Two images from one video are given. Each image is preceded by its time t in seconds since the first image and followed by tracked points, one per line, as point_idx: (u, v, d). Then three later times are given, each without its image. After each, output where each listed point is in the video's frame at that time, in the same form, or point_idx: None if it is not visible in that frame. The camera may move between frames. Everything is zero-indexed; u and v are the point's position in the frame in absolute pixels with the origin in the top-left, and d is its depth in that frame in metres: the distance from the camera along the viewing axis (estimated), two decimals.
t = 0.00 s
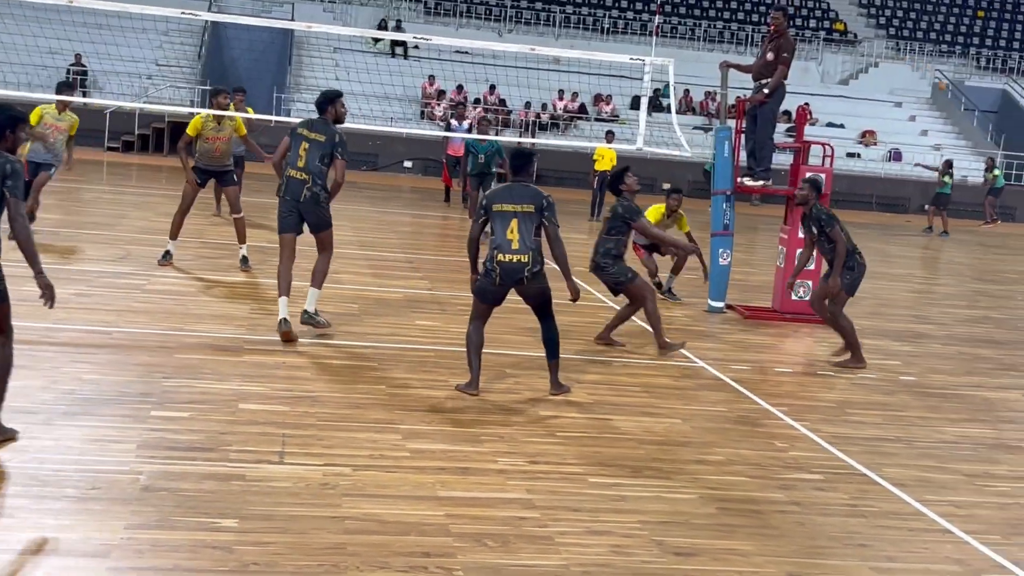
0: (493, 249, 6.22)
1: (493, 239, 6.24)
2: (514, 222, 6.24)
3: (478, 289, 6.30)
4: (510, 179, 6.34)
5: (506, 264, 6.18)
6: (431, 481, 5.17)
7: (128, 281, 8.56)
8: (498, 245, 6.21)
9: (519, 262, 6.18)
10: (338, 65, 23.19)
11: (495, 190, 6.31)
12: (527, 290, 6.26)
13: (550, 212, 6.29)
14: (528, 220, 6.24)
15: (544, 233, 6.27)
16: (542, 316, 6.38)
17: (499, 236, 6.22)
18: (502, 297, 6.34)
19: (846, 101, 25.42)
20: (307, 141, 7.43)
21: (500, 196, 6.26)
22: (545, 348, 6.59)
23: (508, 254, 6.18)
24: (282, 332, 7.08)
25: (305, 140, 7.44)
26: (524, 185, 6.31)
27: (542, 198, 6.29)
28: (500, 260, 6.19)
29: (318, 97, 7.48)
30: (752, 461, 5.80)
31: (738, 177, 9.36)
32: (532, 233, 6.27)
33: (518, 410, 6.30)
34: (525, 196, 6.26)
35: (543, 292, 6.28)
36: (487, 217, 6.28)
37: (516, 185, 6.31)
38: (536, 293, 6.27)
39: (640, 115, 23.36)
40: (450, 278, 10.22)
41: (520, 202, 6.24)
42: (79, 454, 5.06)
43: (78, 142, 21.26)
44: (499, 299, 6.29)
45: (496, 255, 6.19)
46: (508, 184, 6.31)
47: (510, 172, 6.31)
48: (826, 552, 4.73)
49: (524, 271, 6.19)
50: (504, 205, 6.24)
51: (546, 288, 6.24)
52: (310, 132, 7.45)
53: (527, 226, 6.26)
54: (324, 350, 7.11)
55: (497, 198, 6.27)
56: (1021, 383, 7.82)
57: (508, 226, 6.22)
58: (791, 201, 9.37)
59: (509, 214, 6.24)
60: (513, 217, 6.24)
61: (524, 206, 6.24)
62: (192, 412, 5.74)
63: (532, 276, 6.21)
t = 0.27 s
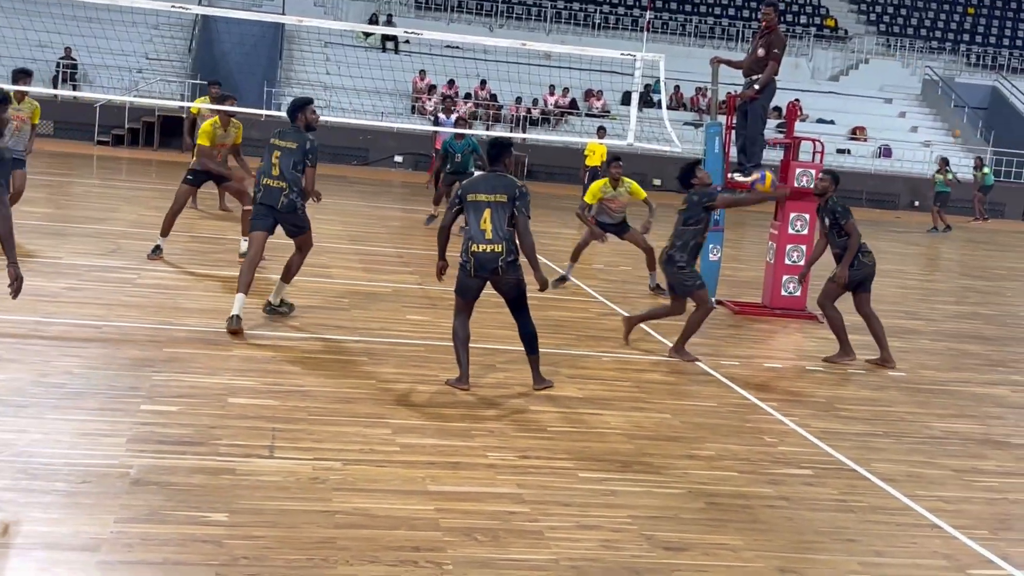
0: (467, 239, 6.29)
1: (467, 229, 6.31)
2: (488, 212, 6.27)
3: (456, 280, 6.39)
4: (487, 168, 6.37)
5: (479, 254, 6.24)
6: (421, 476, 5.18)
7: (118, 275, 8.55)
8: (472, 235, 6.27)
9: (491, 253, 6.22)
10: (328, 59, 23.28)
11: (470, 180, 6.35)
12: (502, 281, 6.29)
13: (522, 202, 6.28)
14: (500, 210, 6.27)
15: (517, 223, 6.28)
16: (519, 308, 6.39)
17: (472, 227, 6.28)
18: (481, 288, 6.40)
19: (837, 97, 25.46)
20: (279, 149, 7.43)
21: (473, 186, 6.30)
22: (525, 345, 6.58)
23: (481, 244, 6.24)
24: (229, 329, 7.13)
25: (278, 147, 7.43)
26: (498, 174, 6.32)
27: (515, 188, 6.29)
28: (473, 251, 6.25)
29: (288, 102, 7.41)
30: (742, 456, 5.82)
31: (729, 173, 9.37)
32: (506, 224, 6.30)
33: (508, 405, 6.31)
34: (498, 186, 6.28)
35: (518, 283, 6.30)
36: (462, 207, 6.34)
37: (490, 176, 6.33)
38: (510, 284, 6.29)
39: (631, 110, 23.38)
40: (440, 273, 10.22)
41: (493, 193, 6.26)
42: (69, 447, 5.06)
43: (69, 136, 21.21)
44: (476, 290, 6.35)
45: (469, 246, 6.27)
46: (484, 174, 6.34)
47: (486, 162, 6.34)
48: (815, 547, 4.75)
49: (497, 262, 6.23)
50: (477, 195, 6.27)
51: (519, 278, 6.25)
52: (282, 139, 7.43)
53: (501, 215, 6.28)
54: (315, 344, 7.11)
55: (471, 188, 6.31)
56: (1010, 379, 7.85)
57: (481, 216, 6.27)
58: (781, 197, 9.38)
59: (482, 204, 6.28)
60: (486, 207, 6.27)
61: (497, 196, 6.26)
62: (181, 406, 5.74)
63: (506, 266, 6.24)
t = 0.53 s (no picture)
0: (467, 232, 6.28)
1: (467, 223, 6.30)
2: (487, 205, 6.28)
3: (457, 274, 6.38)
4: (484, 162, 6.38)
5: (480, 247, 6.23)
6: (419, 471, 5.18)
7: (115, 270, 8.54)
8: (472, 228, 6.27)
9: (492, 245, 6.22)
10: (326, 54, 23.26)
11: (468, 173, 6.36)
12: (503, 273, 6.28)
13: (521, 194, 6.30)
14: (499, 203, 6.28)
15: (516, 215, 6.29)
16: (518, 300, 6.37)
17: (472, 220, 6.27)
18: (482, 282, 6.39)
19: (834, 93, 25.47)
20: (290, 133, 7.79)
21: (471, 179, 6.31)
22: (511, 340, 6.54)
23: (481, 237, 6.23)
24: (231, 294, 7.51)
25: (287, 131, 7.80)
26: (496, 167, 6.34)
27: (513, 180, 6.32)
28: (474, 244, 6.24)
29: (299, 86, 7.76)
30: (739, 452, 5.82)
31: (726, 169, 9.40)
32: (505, 216, 6.30)
33: (505, 401, 6.31)
34: (496, 179, 6.30)
35: (518, 275, 6.29)
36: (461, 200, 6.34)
37: (488, 168, 6.35)
38: (511, 277, 6.26)
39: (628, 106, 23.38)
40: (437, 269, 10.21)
41: (492, 185, 6.28)
42: (65, 443, 5.05)
43: (65, 131, 21.19)
44: (477, 283, 6.33)
45: (470, 239, 6.25)
46: (482, 167, 6.35)
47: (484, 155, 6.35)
48: (812, 543, 4.75)
49: (498, 254, 6.23)
50: (476, 188, 6.28)
51: (519, 269, 6.25)
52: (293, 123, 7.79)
53: (500, 208, 6.29)
54: (312, 340, 7.11)
55: (469, 181, 6.32)
56: (1007, 375, 7.86)
57: (481, 209, 6.27)
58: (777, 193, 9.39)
59: (481, 197, 6.29)
60: (485, 199, 6.28)
61: (495, 189, 6.28)
62: (178, 401, 5.73)
63: (507, 258, 6.23)
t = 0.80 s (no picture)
0: (472, 232, 6.27)
1: (472, 223, 6.29)
2: (494, 206, 6.27)
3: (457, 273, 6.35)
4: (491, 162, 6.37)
5: (484, 247, 6.22)
6: (420, 469, 5.18)
7: (116, 268, 8.55)
8: (477, 228, 6.25)
9: (496, 246, 6.21)
10: (325, 52, 23.24)
11: (474, 172, 6.33)
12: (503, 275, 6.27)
13: (529, 198, 6.33)
14: (506, 205, 6.28)
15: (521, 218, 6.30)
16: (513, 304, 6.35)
17: (478, 220, 6.26)
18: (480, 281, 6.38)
19: (834, 90, 25.46)
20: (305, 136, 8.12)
21: (480, 179, 6.30)
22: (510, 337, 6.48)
23: (487, 238, 6.22)
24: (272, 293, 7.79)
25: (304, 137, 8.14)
26: (503, 169, 6.35)
27: (521, 184, 6.33)
28: (478, 245, 6.23)
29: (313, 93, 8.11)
30: (740, 450, 5.82)
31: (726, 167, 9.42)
32: (511, 219, 6.31)
33: (506, 399, 6.31)
34: (504, 181, 6.31)
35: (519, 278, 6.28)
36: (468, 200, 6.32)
37: (497, 170, 6.34)
38: (511, 280, 6.26)
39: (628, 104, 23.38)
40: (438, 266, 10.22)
41: (500, 187, 6.29)
42: (67, 441, 5.05)
43: (65, 129, 21.19)
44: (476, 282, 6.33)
45: (474, 239, 6.24)
46: (490, 168, 6.33)
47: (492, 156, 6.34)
48: (813, 541, 4.75)
49: (502, 256, 6.22)
50: (484, 189, 6.28)
51: (521, 273, 6.26)
52: (307, 126, 8.11)
53: (506, 210, 6.29)
54: (312, 338, 7.11)
55: (477, 181, 6.30)
56: (1008, 373, 7.86)
57: (487, 210, 6.26)
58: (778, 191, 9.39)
59: (488, 198, 6.28)
60: (492, 201, 6.27)
61: (502, 191, 6.28)
62: (179, 400, 5.73)
63: (509, 260, 6.24)
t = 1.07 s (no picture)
0: (454, 225, 6.27)
1: (456, 215, 6.29)
2: (479, 202, 6.27)
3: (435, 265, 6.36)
4: (483, 157, 6.35)
5: (463, 242, 6.24)
6: (422, 468, 5.18)
7: (118, 267, 8.55)
8: (459, 222, 6.26)
9: (475, 242, 6.23)
10: (327, 51, 23.25)
11: (465, 165, 6.33)
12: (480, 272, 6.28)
13: (515, 199, 6.30)
14: (491, 202, 6.28)
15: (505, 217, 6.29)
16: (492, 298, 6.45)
17: (462, 213, 6.27)
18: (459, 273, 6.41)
19: (836, 89, 25.46)
20: (336, 140, 8.29)
21: (469, 173, 6.29)
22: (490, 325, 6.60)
23: (467, 233, 6.24)
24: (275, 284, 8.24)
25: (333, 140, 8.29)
26: (494, 166, 6.33)
27: (510, 183, 6.30)
28: (458, 238, 6.24)
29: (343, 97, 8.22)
30: (742, 449, 5.82)
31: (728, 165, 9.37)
32: (495, 217, 6.30)
33: (508, 397, 6.31)
34: (493, 178, 6.29)
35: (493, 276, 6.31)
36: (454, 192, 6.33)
37: (487, 166, 6.33)
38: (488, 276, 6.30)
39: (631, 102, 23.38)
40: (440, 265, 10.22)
41: (488, 184, 6.27)
42: (70, 439, 5.06)
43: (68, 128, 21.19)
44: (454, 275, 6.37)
45: (455, 232, 6.25)
46: (481, 163, 6.32)
47: (484, 151, 6.32)
48: (815, 539, 4.75)
49: (480, 252, 6.24)
50: (472, 183, 6.28)
51: (497, 271, 6.29)
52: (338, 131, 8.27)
53: (491, 207, 6.29)
54: (314, 336, 7.11)
55: (466, 175, 6.30)
56: (1010, 371, 7.86)
57: (472, 205, 6.27)
58: (780, 190, 9.38)
59: (475, 194, 6.28)
60: (478, 196, 6.27)
61: (491, 188, 6.27)
62: (182, 398, 5.73)
63: (486, 257, 6.26)
